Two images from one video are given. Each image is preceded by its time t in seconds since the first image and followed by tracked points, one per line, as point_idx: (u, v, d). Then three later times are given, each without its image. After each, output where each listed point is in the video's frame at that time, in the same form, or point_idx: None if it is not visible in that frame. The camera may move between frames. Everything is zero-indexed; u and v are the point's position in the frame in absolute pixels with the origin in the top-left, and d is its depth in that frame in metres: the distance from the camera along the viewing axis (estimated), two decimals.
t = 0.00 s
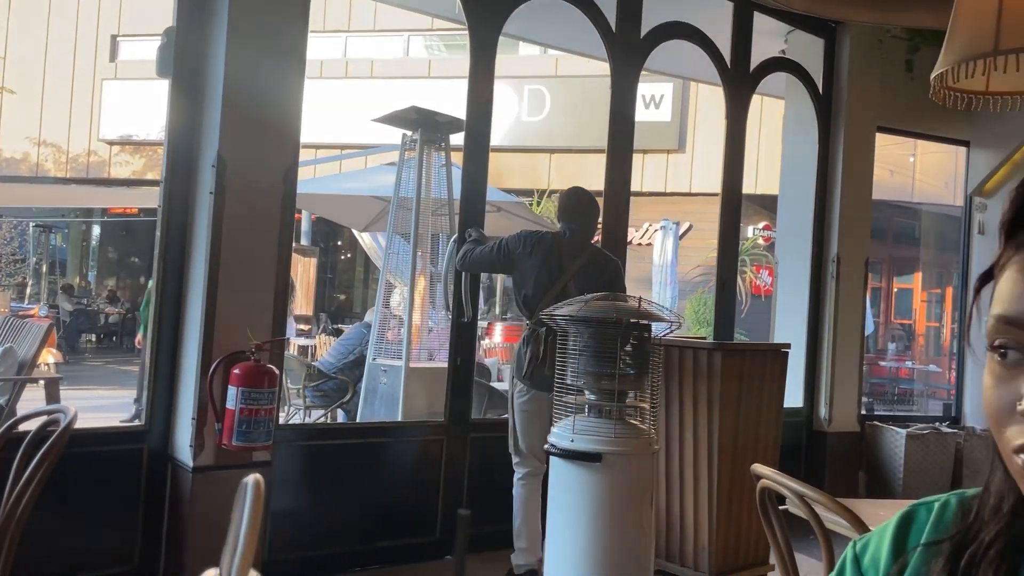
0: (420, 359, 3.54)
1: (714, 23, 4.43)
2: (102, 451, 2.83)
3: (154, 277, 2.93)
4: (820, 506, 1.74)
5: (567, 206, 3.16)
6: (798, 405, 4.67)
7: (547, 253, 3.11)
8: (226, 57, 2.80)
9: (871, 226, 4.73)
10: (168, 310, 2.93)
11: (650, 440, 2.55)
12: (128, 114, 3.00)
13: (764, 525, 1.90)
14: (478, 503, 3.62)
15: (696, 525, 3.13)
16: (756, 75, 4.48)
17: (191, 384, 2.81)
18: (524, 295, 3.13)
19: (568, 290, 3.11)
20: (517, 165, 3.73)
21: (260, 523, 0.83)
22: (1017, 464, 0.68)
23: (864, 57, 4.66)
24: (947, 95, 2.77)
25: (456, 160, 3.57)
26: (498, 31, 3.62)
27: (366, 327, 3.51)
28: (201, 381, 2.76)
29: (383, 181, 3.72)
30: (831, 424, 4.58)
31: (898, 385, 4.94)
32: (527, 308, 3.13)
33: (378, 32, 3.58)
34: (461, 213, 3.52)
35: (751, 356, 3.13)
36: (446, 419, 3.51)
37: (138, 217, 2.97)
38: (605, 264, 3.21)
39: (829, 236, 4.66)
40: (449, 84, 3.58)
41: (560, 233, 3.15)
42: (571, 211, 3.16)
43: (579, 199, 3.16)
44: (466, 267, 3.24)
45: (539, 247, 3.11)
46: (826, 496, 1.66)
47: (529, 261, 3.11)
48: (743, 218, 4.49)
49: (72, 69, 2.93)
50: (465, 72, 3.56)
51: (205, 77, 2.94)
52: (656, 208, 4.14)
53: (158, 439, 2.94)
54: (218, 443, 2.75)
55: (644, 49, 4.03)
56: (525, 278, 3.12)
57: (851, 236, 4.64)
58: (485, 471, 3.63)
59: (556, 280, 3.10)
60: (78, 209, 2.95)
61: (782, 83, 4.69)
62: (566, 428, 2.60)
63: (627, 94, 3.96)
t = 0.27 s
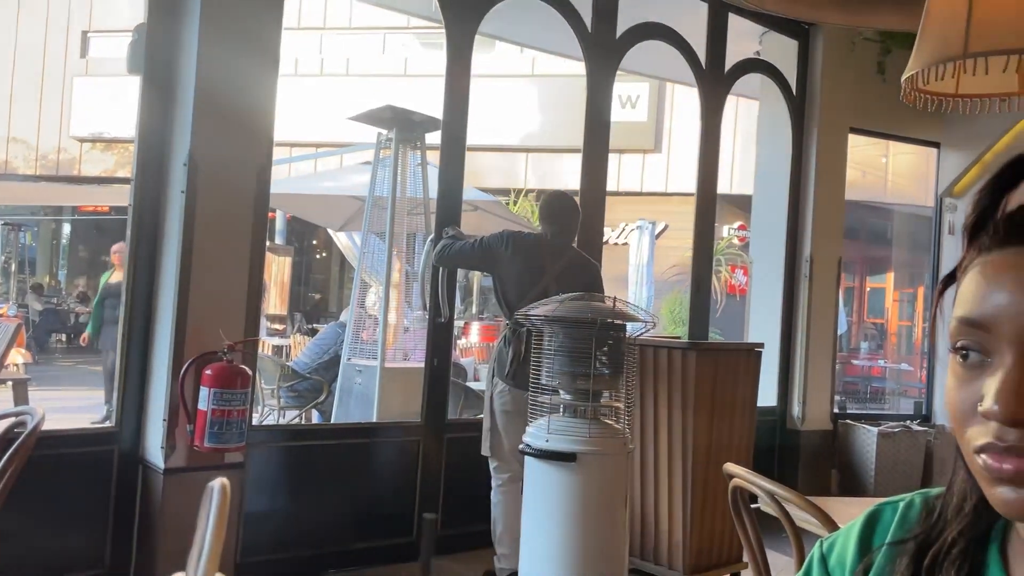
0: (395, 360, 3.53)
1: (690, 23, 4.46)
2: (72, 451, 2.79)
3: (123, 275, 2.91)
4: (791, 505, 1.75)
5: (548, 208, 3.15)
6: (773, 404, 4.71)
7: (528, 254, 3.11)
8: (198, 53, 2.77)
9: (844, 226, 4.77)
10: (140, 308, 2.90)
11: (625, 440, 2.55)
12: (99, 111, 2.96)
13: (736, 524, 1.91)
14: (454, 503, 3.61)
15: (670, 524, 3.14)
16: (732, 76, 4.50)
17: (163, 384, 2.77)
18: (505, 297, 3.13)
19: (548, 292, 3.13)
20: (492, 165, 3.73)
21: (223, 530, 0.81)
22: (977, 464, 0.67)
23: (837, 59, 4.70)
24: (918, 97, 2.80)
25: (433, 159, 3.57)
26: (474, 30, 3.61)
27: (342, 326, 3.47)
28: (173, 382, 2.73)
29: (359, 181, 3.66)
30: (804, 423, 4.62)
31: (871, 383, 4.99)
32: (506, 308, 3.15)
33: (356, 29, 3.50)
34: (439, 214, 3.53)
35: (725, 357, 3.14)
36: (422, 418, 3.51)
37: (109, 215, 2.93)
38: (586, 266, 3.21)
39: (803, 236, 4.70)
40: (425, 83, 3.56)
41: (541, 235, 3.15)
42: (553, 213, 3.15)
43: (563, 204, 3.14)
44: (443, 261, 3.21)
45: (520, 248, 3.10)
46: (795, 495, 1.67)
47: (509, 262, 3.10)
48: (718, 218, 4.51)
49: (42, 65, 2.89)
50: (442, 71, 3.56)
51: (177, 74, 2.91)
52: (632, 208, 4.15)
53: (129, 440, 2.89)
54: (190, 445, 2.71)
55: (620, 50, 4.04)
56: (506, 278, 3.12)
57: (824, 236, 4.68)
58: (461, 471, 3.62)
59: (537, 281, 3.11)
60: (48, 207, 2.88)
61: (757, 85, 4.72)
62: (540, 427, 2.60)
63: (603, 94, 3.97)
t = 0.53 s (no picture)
0: (372, 359, 3.53)
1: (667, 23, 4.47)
2: (43, 452, 2.75)
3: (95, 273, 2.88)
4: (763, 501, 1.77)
5: (535, 211, 3.19)
6: (748, 401, 4.75)
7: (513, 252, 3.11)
8: (173, 50, 2.75)
9: (818, 226, 4.82)
10: (113, 305, 2.89)
11: (601, 438, 2.57)
12: (73, 107, 2.90)
13: (709, 522, 1.92)
14: (431, 502, 3.61)
15: (647, 522, 3.16)
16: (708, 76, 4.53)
17: (136, 384, 2.75)
18: (490, 296, 3.13)
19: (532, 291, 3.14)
20: (470, 163, 3.73)
21: (192, 535, 0.81)
22: (940, 463, 0.67)
23: (811, 59, 4.75)
24: (891, 97, 2.83)
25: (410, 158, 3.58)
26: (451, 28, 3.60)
27: (317, 324, 3.42)
28: (146, 381, 2.71)
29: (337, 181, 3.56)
30: (779, 420, 4.66)
31: (845, 381, 5.04)
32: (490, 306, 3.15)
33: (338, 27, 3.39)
34: (420, 211, 3.53)
35: (701, 355, 3.16)
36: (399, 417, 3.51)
37: (83, 213, 2.88)
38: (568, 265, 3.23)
39: (779, 235, 4.73)
40: (402, 81, 3.54)
41: (527, 235, 3.15)
42: (537, 214, 3.19)
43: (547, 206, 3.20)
44: (427, 257, 3.21)
45: (505, 247, 3.10)
46: (767, 491, 1.69)
47: (495, 261, 3.10)
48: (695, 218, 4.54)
49: (14, 61, 2.79)
50: (420, 69, 3.56)
51: (151, 70, 2.90)
52: (609, 208, 4.17)
53: (102, 440, 2.86)
54: (164, 445, 2.69)
55: (597, 50, 4.05)
56: (490, 276, 3.12)
57: (799, 235, 4.72)
58: (438, 470, 3.62)
59: (521, 280, 3.11)
60: (19, 204, 2.78)
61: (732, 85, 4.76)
62: (517, 426, 2.60)
63: (580, 93, 3.99)
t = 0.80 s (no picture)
0: (349, 357, 3.50)
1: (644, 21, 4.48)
2: (14, 452, 2.72)
3: (67, 271, 2.84)
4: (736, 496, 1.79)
5: (518, 208, 3.18)
6: (724, 398, 4.78)
7: (500, 252, 3.12)
8: (146, 47, 2.72)
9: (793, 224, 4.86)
10: (84, 303, 2.85)
11: (577, 435, 2.58)
12: (45, 102, 2.85)
13: (684, 519, 1.93)
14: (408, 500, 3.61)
15: (623, 518, 3.17)
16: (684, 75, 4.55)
17: (108, 384, 2.72)
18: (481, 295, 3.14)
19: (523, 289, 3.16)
20: (448, 159, 3.69)
21: (155, 542, 0.83)
22: (902, 461, 0.67)
23: (787, 59, 4.79)
24: (863, 97, 2.86)
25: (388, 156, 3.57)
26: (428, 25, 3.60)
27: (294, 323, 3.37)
28: (118, 381, 2.68)
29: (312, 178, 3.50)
30: (754, 416, 4.71)
31: (821, 377, 5.08)
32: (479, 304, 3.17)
33: (318, 25, 3.35)
34: (405, 209, 3.50)
35: (677, 353, 3.18)
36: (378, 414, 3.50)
37: (56, 210, 2.84)
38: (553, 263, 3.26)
39: (754, 233, 4.77)
40: (379, 78, 3.52)
41: (514, 234, 3.16)
42: (525, 212, 3.19)
43: (530, 204, 3.19)
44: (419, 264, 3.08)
45: (495, 247, 3.11)
46: (740, 487, 1.71)
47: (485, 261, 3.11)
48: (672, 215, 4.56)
49: None
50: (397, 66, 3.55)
51: (123, 66, 2.87)
52: (586, 206, 4.18)
53: (74, 440, 2.83)
54: (137, 444, 2.67)
55: (574, 48, 4.06)
56: (480, 276, 3.12)
57: (774, 233, 4.76)
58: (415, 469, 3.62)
59: (512, 278, 3.14)
60: None
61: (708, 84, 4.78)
62: (494, 424, 2.59)
63: (557, 91, 4.00)
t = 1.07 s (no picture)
0: (325, 353, 3.47)
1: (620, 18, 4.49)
2: None
3: (36, 268, 2.80)
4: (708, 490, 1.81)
5: (498, 205, 3.17)
6: (699, 393, 4.82)
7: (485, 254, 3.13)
8: (117, 40, 2.69)
9: (767, 220, 4.91)
10: (54, 299, 2.81)
11: (552, 430, 2.58)
12: (14, 96, 2.82)
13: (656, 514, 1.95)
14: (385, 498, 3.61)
15: (599, 514, 3.18)
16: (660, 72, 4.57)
17: (79, 383, 2.69)
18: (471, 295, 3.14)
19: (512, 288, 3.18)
20: (427, 156, 3.68)
21: (117, 541, 0.85)
22: (863, 455, 0.68)
23: (761, 56, 4.82)
24: (836, 95, 2.88)
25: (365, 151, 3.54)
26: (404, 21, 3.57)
27: (270, 319, 3.36)
28: (90, 380, 2.65)
29: (286, 172, 3.44)
30: (729, 412, 4.74)
31: (795, 372, 5.10)
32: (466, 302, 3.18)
33: (289, 20, 3.30)
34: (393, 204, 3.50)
35: (652, 349, 3.21)
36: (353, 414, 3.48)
37: (27, 205, 2.83)
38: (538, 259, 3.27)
39: (729, 230, 4.81)
40: (356, 73, 3.49)
41: (497, 231, 3.16)
42: (506, 209, 3.18)
43: (509, 200, 3.18)
44: (427, 287, 3.05)
45: (482, 248, 3.11)
46: (713, 482, 1.72)
47: (475, 263, 3.11)
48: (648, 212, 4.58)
49: None
50: (373, 62, 3.52)
51: (93, 58, 2.82)
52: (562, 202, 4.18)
53: (44, 439, 2.80)
54: (109, 442, 2.65)
55: (550, 44, 4.06)
56: (472, 278, 3.12)
57: (748, 230, 4.81)
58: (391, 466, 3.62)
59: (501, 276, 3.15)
60: None
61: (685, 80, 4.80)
62: (469, 421, 2.59)
63: (534, 88, 4.00)
